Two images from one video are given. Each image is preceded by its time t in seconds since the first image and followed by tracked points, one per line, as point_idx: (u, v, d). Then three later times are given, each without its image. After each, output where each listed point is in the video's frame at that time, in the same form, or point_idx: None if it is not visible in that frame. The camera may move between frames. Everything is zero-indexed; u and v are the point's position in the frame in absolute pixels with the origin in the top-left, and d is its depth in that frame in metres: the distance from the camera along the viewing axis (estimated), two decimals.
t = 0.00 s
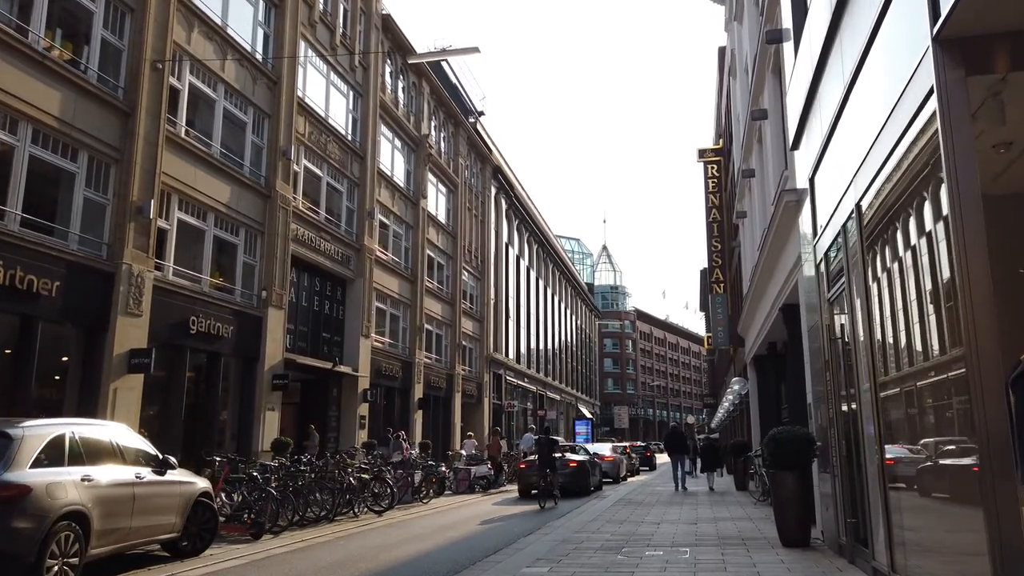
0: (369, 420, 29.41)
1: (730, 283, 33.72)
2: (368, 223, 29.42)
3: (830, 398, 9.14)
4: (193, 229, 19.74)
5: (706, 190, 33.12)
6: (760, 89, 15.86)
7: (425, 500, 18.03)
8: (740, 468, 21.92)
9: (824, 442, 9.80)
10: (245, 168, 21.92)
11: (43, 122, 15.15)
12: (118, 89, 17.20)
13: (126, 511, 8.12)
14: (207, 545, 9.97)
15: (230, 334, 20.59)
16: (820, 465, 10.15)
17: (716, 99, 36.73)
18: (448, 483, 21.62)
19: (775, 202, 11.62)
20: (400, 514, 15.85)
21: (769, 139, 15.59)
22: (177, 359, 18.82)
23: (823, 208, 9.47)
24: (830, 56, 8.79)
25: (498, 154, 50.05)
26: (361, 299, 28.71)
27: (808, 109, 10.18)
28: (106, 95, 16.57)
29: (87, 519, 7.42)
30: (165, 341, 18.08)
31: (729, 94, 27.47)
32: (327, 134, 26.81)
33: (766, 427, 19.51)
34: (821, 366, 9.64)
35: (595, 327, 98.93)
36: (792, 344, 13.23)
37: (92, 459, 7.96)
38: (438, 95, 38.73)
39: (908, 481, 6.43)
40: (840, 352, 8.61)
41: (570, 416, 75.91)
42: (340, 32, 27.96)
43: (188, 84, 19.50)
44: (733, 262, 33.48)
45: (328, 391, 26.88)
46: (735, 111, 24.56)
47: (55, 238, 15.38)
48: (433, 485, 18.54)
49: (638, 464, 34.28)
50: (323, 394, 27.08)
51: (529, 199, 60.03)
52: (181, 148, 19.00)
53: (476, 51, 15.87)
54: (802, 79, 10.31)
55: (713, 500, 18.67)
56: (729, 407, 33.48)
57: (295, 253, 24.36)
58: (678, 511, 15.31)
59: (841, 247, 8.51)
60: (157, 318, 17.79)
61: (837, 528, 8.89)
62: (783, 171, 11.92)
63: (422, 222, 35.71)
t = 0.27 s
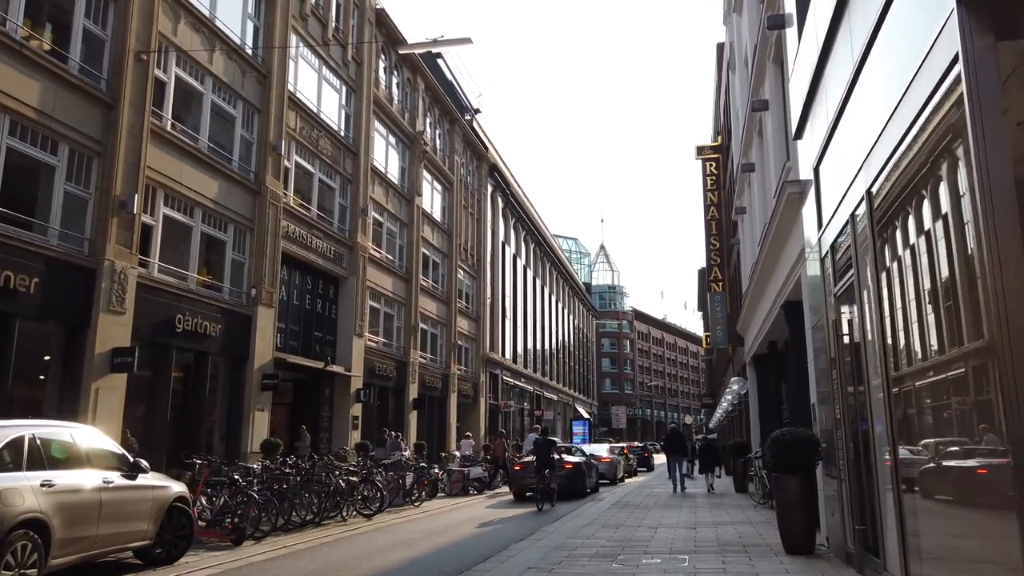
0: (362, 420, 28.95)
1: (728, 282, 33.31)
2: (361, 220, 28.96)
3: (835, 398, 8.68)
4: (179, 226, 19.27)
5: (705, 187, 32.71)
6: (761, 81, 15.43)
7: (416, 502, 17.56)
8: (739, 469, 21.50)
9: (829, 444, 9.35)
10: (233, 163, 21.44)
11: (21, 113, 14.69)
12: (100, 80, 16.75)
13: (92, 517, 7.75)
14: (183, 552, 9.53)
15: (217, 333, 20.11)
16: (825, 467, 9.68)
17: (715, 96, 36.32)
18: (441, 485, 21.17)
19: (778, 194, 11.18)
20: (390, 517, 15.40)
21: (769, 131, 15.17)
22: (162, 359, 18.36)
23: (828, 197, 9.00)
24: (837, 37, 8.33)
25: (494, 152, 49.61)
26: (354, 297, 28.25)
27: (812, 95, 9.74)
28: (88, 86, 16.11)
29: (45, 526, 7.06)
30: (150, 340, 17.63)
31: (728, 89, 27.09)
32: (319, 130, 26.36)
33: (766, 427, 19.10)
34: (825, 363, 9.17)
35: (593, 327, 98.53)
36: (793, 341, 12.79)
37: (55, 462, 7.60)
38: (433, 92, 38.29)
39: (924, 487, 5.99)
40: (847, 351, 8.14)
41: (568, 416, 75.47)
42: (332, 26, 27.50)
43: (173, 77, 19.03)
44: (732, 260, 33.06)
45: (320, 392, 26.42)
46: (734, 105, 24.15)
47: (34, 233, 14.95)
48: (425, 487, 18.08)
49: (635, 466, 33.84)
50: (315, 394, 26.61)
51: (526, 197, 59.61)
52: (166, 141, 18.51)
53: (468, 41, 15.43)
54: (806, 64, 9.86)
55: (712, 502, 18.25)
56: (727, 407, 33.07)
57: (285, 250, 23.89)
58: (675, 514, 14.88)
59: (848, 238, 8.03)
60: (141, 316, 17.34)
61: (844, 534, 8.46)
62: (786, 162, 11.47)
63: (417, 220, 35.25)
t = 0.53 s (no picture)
0: (358, 419, 28.50)
1: (729, 279, 32.86)
2: (357, 216, 28.51)
3: (845, 392, 8.23)
4: (169, 219, 18.84)
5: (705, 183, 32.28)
6: (765, 68, 14.98)
7: (410, 503, 17.12)
8: (741, 469, 21.06)
9: (838, 441, 8.90)
10: (225, 156, 21.00)
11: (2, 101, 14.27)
12: (86, 69, 16.33)
13: (57, 518, 7.33)
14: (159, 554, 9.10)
15: (208, 330, 19.67)
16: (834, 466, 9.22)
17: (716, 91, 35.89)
18: (437, 484, 20.73)
19: (783, 182, 10.73)
20: (382, 518, 14.94)
21: (773, 119, 14.72)
22: (151, 355, 17.92)
23: (838, 181, 8.55)
24: (848, 11, 7.90)
25: (493, 149, 49.16)
26: (349, 294, 27.80)
27: (819, 76, 9.30)
28: (73, 74, 15.69)
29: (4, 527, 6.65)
30: (137, 335, 17.20)
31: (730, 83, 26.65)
32: (314, 124, 25.92)
33: (769, 426, 18.65)
34: (835, 356, 8.72)
35: (593, 327, 98.06)
36: (799, 335, 12.35)
37: (18, 460, 7.18)
38: (431, 87, 37.84)
39: (946, 486, 5.54)
40: (858, 342, 7.70)
41: (568, 416, 74.96)
42: (327, 18, 27.06)
43: (162, 67, 18.60)
44: (733, 257, 32.61)
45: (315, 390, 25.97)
46: (735, 98, 23.70)
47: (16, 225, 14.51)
48: (419, 487, 17.64)
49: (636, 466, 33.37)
50: (309, 392, 26.17)
51: (525, 195, 59.17)
52: (154, 132, 18.07)
53: (463, 27, 14.97)
54: (814, 44, 9.41)
55: (713, 502, 17.80)
56: (728, 407, 32.60)
57: (279, 246, 23.45)
58: (676, 515, 14.44)
59: (860, 222, 7.59)
60: (127, 311, 16.90)
61: (855, 536, 8.01)
62: (792, 149, 11.02)
63: (415, 216, 34.82)
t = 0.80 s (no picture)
0: (352, 420, 28.04)
1: (729, 277, 32.40)
2: (351, 214, 28.04)
3: (854, 392, 7.76)
4: (155, 215, 18.39)
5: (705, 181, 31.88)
6: (767, 57, 14.52)
7: (402, 506, 16.67)
8: (742, 470, 20.60)
9: (845, 444, 8.45)
10: (214, 150, 20.53)
11: None
12: (68, 59, 15.87)
13: (13, 526, 6.88)
14: (130, 565, 8.64)
15: (196, 328, 19.20)
16: (840, 470, 8.78)
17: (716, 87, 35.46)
18: (431, 487, 20.27)
19: (787, 171, 10.25)
20: (372, 521, 14.48)
21: (776, 111, 14.27)
22: (135, 354, 17.48)
23: (845, 170, 8.11)
24: None
25: (491, 147, 48.69)
26: (343, 293, 27.32)
27: (825, 59, 8.83)
28: (54, 65, 15.25)
29: None
30: (120, 334, 16.73)
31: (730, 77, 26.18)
32: (307, 119, 25.46)
33: (770, 427, 18.20)
34: (842, 354, 8.27)
35: (592, 327, 97.58)
36: (802, 333, 11.89)
37: None
38: (427, 84, 37.39)
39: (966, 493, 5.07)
40: (867, 339, 7.26)
41: (567, 417, 74.48)
42: (321, 12, 26.59)
43: (148, 58, 18.16)
44: (733, 255, 32.18)
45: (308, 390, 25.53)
46: (736, 92, 23.24)
47: None
48: (411, 489, 17.20)
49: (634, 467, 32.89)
50: (302, 392, 25.73)
51: (524, 193, 58.70)
52: (138, 125, 17.60)
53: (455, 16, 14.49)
54: (820, 25, 8.93)
55: (713, 505, 17.35)
56: (728, 407, 32.14)
57: (270, 243, 22.99)
58: (675, 519, 13.99)
59: (869, 212, 7.16)
60: (110, 308, 16.44)
61: (864, 543, 7.54)
62: (796, 137, 10.52)
63: (411, 214, 34.35)
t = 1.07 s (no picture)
0: (345, 419, 27.60)
1: (729, 274, 32.00)
2: (344, 209, 27.59)
3: (861, 385, 7.32)
4: (139, 208, 17.94)
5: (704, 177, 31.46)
6: (768, 42, 14.07)
7: (393, 507, 16.24)
8: (741, 470, 20.17)
9: (850, 441, 8.02)
10: (202, 143, 20.10)
11: None
12: (48, 47, 15.44)
13: None
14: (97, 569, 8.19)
15: (182, 324, 18.76)
16: (845, 469, 8.34)
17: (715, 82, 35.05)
18: (423, 487, 19.84)
19: (789, 156, 9.79)
20: (359, 523, 14.03)
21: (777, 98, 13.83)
22: (119, 351, 17.02)
23: (850, 152, 7.69)
24: None
25: (487, 144, 48.24)
26: (336, 290, 26.88)
27: (829, 36, 8.38)
28: (34, 53, 14.82)
29: None
30: (103, 330, 16.30)
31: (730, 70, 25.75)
32: (298, 113, 25.02)
33: (770, 425, 17.77)
34: (848, 346, 7.85)
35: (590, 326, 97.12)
36: (804, 327, 11.47)
37: None
38: (423, 79, 36.95)
39: (987, 492, 4.65)
40: (874, 329, 6.84)
41: (565, 417, 74.05)
42: (313, 4, 26.15)
43: (133, 48, 17.73)
44: (732, 252, 31.80)
45: (300, 388, 25.09)
46: (734, 84, 22.81)
47: None
48: (402, 489, 16.76)
49: (632, 467, 32.46)
50: (294, 390, 25.29)
51: (521, 191, 58.27)
52: (122, 116, 17.15)
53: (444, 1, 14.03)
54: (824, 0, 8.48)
55: (712, 505, 16.93)
56: (727, 405, 31.72)
57: (260, 238, 22.56)
58: (672, 520, 13.56)
59: (877, 195, 6.74)
60: (92, 303, 16.01)
61: (873, 546, 7.11)
62: (799, 120, 10.07)
63: (406, 211, 33.92)
